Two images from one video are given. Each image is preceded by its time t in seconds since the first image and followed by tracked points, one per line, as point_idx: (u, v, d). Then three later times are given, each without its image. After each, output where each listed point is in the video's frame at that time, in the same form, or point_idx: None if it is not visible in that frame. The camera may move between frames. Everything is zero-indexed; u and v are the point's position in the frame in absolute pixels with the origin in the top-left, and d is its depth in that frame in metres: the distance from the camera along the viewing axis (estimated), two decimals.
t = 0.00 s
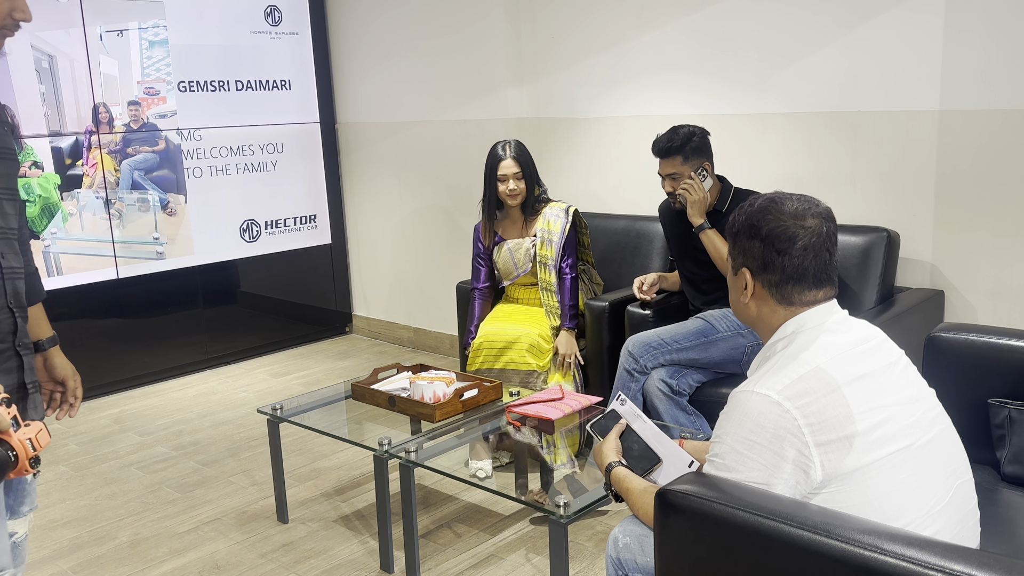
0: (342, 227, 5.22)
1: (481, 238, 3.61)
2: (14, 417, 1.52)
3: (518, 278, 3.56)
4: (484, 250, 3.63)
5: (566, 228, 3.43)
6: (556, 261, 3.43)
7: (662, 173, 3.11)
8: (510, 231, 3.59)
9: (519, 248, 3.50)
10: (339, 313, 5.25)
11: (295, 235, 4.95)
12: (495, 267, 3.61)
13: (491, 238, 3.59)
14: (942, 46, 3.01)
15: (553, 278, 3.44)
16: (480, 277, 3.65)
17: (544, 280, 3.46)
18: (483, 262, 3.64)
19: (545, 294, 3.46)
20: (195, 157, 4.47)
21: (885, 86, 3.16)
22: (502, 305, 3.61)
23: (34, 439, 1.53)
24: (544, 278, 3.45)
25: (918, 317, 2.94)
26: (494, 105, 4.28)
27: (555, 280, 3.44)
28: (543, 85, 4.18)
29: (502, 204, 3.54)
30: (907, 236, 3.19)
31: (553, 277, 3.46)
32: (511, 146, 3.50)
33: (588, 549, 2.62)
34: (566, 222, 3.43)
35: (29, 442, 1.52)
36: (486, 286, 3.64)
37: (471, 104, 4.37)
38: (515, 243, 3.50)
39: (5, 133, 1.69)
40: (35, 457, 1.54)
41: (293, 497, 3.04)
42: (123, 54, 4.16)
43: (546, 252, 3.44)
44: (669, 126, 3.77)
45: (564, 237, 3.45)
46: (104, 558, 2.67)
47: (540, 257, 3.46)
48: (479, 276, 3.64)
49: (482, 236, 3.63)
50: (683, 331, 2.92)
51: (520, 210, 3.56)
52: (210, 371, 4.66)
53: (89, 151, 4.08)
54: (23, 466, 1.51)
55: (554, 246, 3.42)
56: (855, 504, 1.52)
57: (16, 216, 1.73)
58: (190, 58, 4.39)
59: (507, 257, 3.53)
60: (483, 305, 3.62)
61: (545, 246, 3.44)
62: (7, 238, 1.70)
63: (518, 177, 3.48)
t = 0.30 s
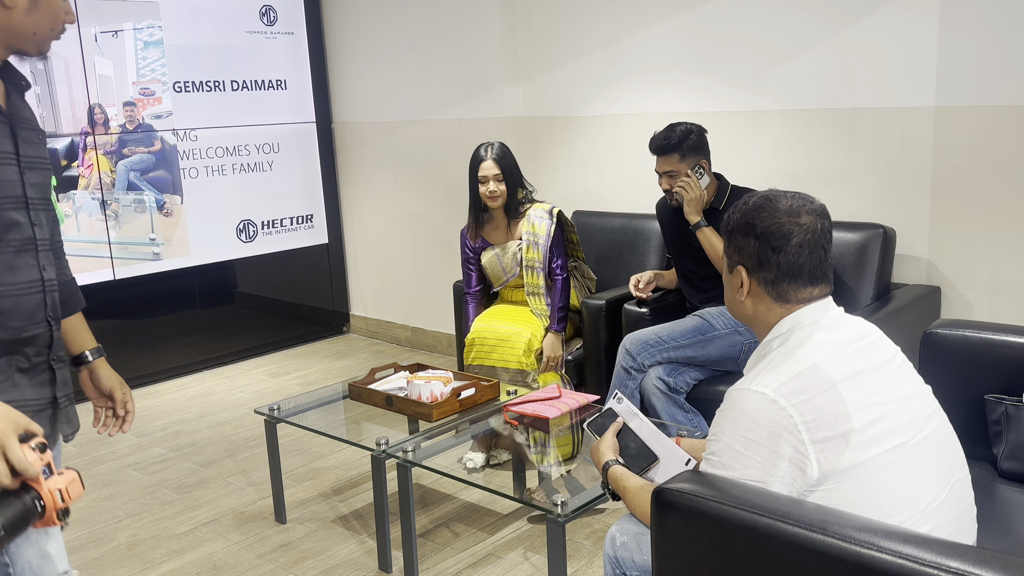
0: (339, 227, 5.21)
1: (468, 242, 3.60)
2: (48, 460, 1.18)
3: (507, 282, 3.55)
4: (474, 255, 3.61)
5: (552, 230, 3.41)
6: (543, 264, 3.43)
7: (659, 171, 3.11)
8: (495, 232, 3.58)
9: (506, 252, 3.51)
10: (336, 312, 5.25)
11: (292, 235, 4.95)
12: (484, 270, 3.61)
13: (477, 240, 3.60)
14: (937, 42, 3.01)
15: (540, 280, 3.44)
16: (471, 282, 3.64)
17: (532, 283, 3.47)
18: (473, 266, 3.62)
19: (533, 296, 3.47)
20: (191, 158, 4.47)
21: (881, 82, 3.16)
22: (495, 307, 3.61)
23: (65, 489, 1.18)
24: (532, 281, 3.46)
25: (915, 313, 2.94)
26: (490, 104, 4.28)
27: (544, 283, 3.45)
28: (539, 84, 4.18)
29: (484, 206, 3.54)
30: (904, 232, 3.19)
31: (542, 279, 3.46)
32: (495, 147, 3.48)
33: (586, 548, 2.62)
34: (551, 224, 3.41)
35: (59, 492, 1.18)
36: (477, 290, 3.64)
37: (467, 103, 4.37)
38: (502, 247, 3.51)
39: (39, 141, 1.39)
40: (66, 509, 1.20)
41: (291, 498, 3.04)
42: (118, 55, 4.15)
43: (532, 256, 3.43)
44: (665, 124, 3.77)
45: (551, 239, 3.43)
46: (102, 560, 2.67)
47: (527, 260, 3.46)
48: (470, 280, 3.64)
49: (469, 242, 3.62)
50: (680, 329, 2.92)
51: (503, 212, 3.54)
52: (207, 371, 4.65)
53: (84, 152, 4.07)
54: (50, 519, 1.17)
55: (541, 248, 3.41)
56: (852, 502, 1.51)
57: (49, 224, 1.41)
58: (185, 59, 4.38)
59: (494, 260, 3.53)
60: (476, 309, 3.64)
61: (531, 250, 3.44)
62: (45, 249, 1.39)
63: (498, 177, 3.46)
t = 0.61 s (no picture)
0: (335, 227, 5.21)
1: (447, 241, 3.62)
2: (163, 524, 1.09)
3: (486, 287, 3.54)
4: (454, 256, 3.63)
5: (528, 238, 3.39)
6: (523, 271, 3.43)
7: (654, 170, 3.11)
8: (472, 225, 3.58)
9: (484, 259, 3.49)
10: (332, 312, 5.25)
11: (287, 235, 4.94)
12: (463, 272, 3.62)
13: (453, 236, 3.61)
14: (930, 40, 3.01)
15: (519, 288, 3.45)
16: (452, 284, 3.67)
17: (512, 290, 3.47)
18: (452, 267, 3.65)
19: (512, 304, 3.47)
20: (186, 158, 4.46)
21: (875, 80, 3.16)
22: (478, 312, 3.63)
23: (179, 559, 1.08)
24: (511, 288, 3.46)
25: (910, 311, 2.94)
26: (485, 103, 4.28)
27: (522, 290, 3.46)
28: (534, 83, 4.18)
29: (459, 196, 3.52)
30: (899, 229, 3.20)
31: (520, 285, 3.47)
32: (481, 143, 3.48)
33: (582, 546, 2.62)
34: (527, 232, 3.39)
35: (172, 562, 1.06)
36: (457, 292, 3.67)
37: (462, 102, 4.38)
38: (480, 253, 3.50)
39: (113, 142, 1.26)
40: None
41: (287, 498, 3.04)
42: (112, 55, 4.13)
43: (511, 264, 3.43)
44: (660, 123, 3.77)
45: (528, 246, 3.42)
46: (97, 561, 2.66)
47: (506, 268, 3.44)
48: (450, 282, 3.66)
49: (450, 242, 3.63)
50: (675, 327, 2.93)
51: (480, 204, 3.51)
52: (204, 372, 4.65)
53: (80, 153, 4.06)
54: None
55: (518, 257, 3.41)
56: (845, 500, 1.52)
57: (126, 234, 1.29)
58: (179, 59, 4.37)
59: (472, 266, 3.53)
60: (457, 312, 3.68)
61: (509, 258, 3.43)
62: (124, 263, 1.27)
63: (477, 167, 3.45)
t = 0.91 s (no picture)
0: (331, 228, 5.21)
1: (449, 227, 3.63)
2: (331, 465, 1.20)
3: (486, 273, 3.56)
4: (454, 241, 3.65)
5: (536, 226, 3.41)
6: (525, 260, 3.41)
7: (650, 170, 3.11)
8: (480, 213, 3.58)
9: (489, 243, 3.52)
10: (329, 313, 5.24)
11: (284, 236, 4.93)
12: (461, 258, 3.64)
13: (457, 224, 3.62)
14: (927, 40, 3.01)
15: (521, 276, 3.42)
16: (445, 267, 3.66)
17: (511, 279, 3.44)
18: (449, 252, 3.66)
19: (512, 292, 3.44)
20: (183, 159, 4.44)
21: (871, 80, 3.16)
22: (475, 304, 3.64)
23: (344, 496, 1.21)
24: (512, 276, 3.43)
25: (906, 310, 2.94)
26: (482, 104, 4.27)
27: (525, 279, 3.42)
28: (531, 83, 4.18)
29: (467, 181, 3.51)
30: (895, 229, 3.20)
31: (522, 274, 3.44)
32: (486, 128, 3.49)
33: (578, 547, 2.62)
34: (536, 221, 3.40)
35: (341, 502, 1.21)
36: (451, 277, 3.65)
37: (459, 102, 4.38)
38: (487, 237, 3.53)
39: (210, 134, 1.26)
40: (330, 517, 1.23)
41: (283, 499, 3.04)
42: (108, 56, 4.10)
43: (514, 251, 3.41)
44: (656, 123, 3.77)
45: (534, 236, 3.42)
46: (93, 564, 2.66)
47: (509, 255, 3.43)
48: (444, 267, 3.65)
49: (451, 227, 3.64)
50: (671, 327, 2.93)
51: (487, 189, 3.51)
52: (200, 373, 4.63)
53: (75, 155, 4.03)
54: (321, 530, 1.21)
55: (524, 244, 3.40)
56: (840, 500, 1.52)
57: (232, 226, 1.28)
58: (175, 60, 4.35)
59: (476, 251, 3.56)
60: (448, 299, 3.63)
61: (514, 244, 3.42)
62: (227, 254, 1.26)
63: (484, 152, 3.44)
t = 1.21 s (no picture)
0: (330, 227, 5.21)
1: (469, 229, 3.61)
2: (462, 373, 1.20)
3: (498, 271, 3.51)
4: (469, 242, 3.63)
5: (555, 226, 3.40)
6: (544, 258, 3.40)
7: (648, 170, 3.12)
8: (498, 220, 3.56)
9: (504, 243, 3.47)
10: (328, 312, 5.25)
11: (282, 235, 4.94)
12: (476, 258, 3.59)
13: (476, 228, 3.60)
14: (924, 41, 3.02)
15: (540, 275, 3.41)
16: (462, 269, 3.65)
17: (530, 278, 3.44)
18: (466, 254, 3.63)
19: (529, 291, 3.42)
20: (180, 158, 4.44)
21: (869, 81, 3.17)
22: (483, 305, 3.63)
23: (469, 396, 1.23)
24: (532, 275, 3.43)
25: (903, 311, 2.95)
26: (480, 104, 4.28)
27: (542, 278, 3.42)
28: (529, 83, 4.19)
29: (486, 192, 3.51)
30: (892, 230, 3.21)
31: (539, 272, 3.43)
32: (501, 136, 3.48)
33: (576, 546, 2.63)
34: (555, 221, 3.40)
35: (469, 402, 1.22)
36: (468, 276, 3.64)
37: (457, 101, 4.39)
38: (500, 237, 3.48)
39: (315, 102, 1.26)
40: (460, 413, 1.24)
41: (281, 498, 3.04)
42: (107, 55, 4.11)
43: (533, 250, 3.41)
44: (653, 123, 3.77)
45: (552, 236, 3.42)
46: (91, 561, 2.66)
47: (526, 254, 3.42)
48: (461, 268, 3.64)
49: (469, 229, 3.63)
50: (668, 328, 2.94)
51: (507, 198, 3.51)
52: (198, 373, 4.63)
53: (73, 153, 4.03)
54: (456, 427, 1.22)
55: (542, 243, 3.39)
56: (834, 499, 1.52)
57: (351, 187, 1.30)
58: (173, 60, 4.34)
59: (489, 247, 3.50)
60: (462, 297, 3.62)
61: (531, 244, 3.41)
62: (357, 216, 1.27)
63: (502, 164, 3.44)
